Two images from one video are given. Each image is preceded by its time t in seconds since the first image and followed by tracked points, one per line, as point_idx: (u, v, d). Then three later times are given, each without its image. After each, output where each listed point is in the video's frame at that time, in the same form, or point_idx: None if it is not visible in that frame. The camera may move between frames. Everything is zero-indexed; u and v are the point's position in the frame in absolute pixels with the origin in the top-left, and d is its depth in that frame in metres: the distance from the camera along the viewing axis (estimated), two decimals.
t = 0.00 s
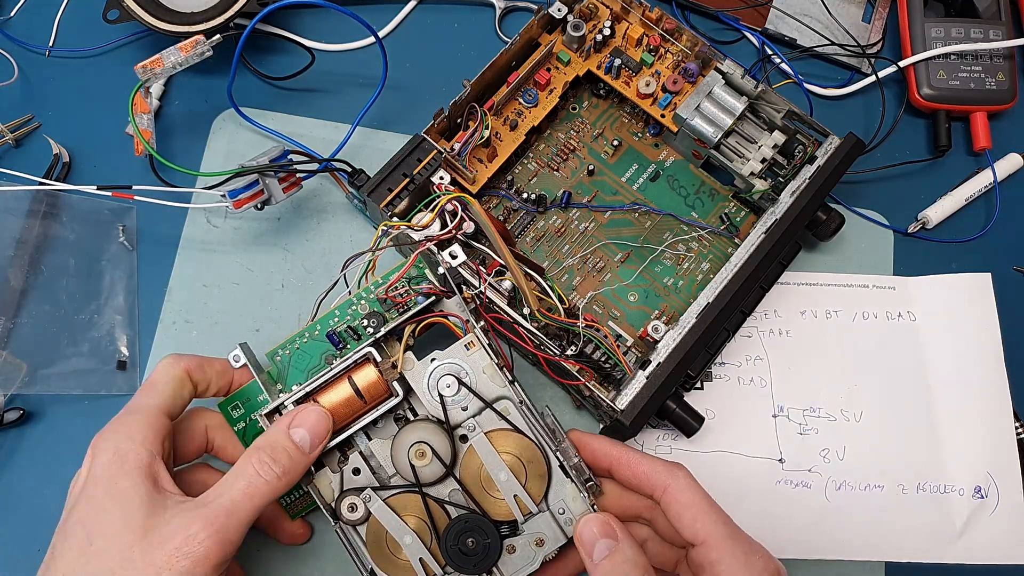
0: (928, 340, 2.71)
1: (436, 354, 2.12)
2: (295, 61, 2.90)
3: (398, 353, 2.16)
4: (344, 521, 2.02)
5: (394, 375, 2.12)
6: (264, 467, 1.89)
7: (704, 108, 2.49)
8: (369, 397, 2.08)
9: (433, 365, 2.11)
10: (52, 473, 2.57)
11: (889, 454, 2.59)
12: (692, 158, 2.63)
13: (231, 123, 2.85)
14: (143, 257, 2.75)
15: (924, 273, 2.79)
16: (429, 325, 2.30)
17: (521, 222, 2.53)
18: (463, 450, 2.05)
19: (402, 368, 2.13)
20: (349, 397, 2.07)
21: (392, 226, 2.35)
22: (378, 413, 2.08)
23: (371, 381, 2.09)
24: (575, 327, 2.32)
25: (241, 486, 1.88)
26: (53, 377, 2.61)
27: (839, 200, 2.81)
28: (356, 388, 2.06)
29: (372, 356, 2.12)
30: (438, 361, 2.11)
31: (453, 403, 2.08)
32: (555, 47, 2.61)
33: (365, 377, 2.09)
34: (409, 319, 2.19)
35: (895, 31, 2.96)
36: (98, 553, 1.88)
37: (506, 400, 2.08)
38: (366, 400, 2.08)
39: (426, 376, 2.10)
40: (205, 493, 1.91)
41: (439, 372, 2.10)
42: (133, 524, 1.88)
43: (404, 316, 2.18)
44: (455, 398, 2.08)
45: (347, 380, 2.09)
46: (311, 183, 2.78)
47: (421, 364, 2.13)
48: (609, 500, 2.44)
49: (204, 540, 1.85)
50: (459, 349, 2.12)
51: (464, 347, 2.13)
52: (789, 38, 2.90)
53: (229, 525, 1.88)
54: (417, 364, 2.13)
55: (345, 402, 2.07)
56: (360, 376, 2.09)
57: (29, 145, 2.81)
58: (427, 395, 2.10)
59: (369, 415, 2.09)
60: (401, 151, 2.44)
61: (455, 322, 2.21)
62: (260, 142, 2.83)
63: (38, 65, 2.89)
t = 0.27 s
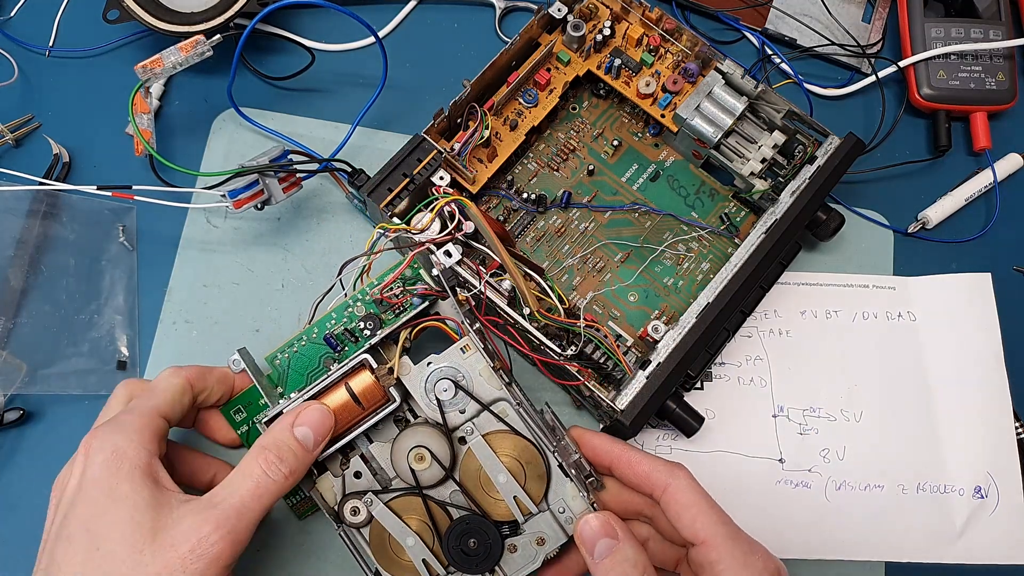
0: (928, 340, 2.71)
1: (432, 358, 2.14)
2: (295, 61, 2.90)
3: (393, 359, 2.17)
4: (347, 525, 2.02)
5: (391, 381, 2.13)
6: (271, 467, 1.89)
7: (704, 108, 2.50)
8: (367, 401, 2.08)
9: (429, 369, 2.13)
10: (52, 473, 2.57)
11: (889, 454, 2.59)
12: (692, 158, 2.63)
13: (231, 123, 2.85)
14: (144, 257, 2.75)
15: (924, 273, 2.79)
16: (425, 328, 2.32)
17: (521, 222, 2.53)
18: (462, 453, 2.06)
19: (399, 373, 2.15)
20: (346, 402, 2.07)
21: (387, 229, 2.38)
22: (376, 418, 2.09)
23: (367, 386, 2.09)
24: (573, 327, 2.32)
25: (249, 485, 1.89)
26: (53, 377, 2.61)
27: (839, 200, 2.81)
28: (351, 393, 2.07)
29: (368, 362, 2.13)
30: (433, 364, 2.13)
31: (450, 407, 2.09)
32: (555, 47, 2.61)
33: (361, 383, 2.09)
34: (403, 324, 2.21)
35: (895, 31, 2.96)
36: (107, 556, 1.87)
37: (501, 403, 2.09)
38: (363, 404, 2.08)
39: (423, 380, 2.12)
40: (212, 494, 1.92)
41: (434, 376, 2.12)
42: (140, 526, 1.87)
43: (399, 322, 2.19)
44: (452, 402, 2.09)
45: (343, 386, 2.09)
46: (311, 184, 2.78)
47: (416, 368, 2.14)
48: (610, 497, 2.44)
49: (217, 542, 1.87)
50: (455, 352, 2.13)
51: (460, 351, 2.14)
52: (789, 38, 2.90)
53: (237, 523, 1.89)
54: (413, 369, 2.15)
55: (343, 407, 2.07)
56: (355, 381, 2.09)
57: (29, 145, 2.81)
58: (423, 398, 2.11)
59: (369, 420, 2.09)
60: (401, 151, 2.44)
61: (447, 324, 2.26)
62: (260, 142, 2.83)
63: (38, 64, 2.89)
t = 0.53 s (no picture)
0: (928, 340, 2.71)
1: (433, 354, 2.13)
2: (295, 61, 2.90)
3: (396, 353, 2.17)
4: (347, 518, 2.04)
5: (394, 374, 2.15)
6: (274, 471, 1.90)
7: (704, 108, 2.49)
8: (369, 397, 2.08)
9: (430, 365, 2.13)
10: (52, 473, 2.57)
11: (889, 454, 2.59)
12: (692, 158, 2.63)
13: (231, 123, 2.85)
14: (144, 257, 2.75)
15: (924, 273, 2.79)
16: (430, 324, 2.29)
17: (521, 222, 2.53)
18: (461, 449, 2.07)
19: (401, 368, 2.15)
20: (349, 396, 2.08)
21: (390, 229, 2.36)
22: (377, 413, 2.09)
23: (370, 382, 2.09)
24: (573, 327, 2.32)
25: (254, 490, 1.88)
26: (53, 377, 2.61)
27: (839, 199, 2.81)
28: (356, 389, 2.07)
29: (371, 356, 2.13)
30: (435, 360, 2.13)
31: (451, 402, 2.09)
32: (555, 47, 2.61)
33: (364, 378, 2.09)
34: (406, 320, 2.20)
35: (895, 31, 2.96)
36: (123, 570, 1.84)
37: (502, 399, 2.10)
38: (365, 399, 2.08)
39: (424, 376, 2.12)
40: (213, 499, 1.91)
41: (435, 371, 2.11)
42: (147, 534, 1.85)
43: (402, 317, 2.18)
44: (453, 397, 2.10)
45: (347, 380, 2.10)
46: (311, 183, 2.78)
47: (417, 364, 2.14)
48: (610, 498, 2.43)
49: (224, 546, 1.85)
50: (455, 348, 2.14)
51: (461, 347, 2.14)
52: (789, 38, 2.90)
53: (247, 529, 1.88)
54: (414, 363, 2.15)
55: (346, 402, 2.07)
56: (359, 376, 2.09)
57: (28, 145, 2.81)
58: (425, 393, 2.11)
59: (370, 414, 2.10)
60: (401, 151, 2.44)
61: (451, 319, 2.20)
62: (260, 142, 2.83)
63: (38, 65, 2.89)
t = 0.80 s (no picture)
0: (928, 340, 2.71)
1: (431, 354, 2.15)
2: (295, 61, 2.90)
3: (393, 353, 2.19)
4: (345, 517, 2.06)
5: (390, 374, 2.16)
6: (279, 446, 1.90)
7: (704, 108, 2.49)
8: (366, 397, 2.10)
9: (428, 365, 2.14)
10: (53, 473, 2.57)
11: (889, 454, 2.59)
12: (692, 158, 2.63)
13: (231, 123, 2.85)
14: (144, 257, 2.75)
15: (924, 273, 2.79)
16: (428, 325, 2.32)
17: (521, 222, 2.53)
18: (459, 449, 2.08)
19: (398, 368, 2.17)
20: (347, 397, 2.10)
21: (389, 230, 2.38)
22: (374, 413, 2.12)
23: (368, 383, 2.10)
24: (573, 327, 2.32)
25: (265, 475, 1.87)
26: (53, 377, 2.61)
27: (839, 199, 2.81)
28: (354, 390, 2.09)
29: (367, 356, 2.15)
30: (433, 360, 2.14)
31: (448, 401, 2.11)
32: (555, 47, 2.61)
33: (362, 379, 2.11)
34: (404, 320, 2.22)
35: (895, 31, 2.96)
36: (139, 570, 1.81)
37: (498, 399, 2.11)
38: (362, 399, 2.10)
39: (423, 375, 2.14)
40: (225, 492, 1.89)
41: (433, 372, 2.13)
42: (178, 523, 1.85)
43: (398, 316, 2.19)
44: (450, 397, 2.12)
45: (345, 381, 2.11)
46: (311, 183, 2.78)
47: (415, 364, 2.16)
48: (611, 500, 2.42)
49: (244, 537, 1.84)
50: (451, 348, 2.15)
51: (458, 347, 2.15)
52: (789, 38, 2.90)
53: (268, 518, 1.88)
54: (411, 363, 2.17)
55: (343, 402, 2.09)
56: (356, 377, 2.11)
57: (28, 145, 2.81)
58: (423, 393, 2.13)
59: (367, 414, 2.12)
60: (401, 151, 2.44)
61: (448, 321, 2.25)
62: (260, 142, 2.83)
63: (38, 64, 2.89)
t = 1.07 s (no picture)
0: (927, 340, 2.71)
1: (431, 355, 2.16)
2: (295, 61, 2.90)
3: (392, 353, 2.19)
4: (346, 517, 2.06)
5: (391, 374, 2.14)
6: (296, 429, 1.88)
7: (704, 108, 2.49)
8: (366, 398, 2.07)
9: (428, 365, 2.15)
10: (53, 473, 2.57)
11: (889, 454, 2.59)
12: (692, 158, 2.63)
13: (231, 123, 2.85)
14: (144, 257, 2.75)
15: (924, 273, 2.79)
16: (428, 324, 2.36)
17: (521, 222, 2.54)
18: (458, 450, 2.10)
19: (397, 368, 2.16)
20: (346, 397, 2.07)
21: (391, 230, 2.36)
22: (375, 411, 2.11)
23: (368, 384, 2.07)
24: (573, 328, 2.32)
25: (356, 457, 1.78)
26: (53, 377, 2.60)
27: (839, 200, 2.81)
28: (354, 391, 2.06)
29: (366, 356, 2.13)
30: (432, 361, 2.15)
31: (448, 402, 2.12)
32: (555, 47, 2.61)
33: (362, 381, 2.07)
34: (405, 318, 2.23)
35: (895, 31, 2.96)
36: (248, 560, 1.68)
37: (498, 400, 2.12)
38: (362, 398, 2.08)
39: (423, 375, 2.14)
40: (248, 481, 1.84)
41: (433, 372, 2.14)
42: (375, 509, 1.78)
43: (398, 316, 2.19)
44: (450, 397, 2.13)
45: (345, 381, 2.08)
46: (311, 183, 2.77)
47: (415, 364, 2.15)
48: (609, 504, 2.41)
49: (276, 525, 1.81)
50: (452, 348, 2.16)
51: (458, 347, 2.17)
52: (789, 38, 2.90)
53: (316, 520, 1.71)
54: (410, 363, 2.16)
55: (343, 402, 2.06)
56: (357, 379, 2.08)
57: (28, 145, 2.81)
58: (423, 393, 2.13)
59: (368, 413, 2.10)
60: (401, 151, 2.44)
61: (449, 321, 2.29)
62: (260, 142, 2.83)
63: (38, 64, 2.89)
